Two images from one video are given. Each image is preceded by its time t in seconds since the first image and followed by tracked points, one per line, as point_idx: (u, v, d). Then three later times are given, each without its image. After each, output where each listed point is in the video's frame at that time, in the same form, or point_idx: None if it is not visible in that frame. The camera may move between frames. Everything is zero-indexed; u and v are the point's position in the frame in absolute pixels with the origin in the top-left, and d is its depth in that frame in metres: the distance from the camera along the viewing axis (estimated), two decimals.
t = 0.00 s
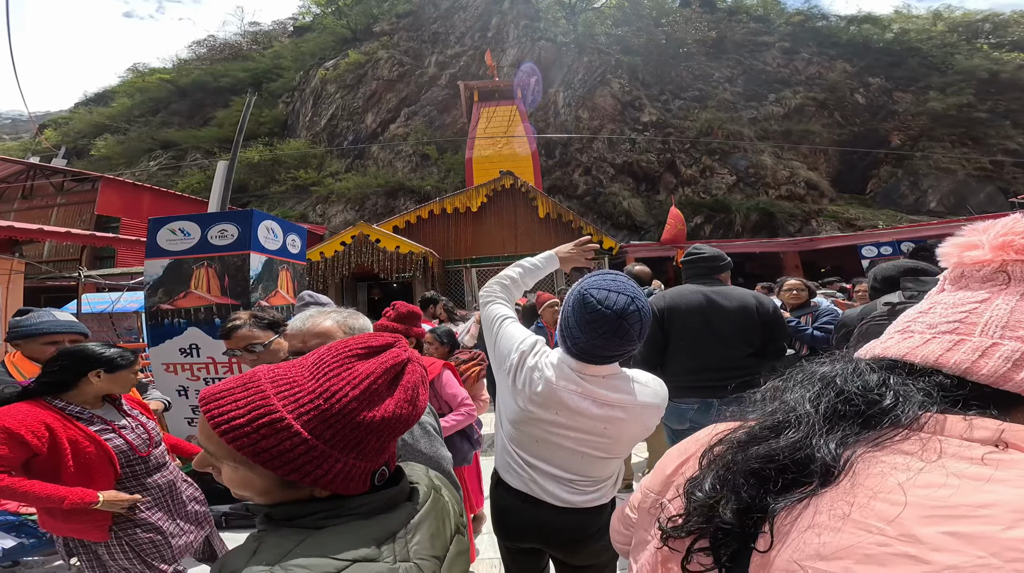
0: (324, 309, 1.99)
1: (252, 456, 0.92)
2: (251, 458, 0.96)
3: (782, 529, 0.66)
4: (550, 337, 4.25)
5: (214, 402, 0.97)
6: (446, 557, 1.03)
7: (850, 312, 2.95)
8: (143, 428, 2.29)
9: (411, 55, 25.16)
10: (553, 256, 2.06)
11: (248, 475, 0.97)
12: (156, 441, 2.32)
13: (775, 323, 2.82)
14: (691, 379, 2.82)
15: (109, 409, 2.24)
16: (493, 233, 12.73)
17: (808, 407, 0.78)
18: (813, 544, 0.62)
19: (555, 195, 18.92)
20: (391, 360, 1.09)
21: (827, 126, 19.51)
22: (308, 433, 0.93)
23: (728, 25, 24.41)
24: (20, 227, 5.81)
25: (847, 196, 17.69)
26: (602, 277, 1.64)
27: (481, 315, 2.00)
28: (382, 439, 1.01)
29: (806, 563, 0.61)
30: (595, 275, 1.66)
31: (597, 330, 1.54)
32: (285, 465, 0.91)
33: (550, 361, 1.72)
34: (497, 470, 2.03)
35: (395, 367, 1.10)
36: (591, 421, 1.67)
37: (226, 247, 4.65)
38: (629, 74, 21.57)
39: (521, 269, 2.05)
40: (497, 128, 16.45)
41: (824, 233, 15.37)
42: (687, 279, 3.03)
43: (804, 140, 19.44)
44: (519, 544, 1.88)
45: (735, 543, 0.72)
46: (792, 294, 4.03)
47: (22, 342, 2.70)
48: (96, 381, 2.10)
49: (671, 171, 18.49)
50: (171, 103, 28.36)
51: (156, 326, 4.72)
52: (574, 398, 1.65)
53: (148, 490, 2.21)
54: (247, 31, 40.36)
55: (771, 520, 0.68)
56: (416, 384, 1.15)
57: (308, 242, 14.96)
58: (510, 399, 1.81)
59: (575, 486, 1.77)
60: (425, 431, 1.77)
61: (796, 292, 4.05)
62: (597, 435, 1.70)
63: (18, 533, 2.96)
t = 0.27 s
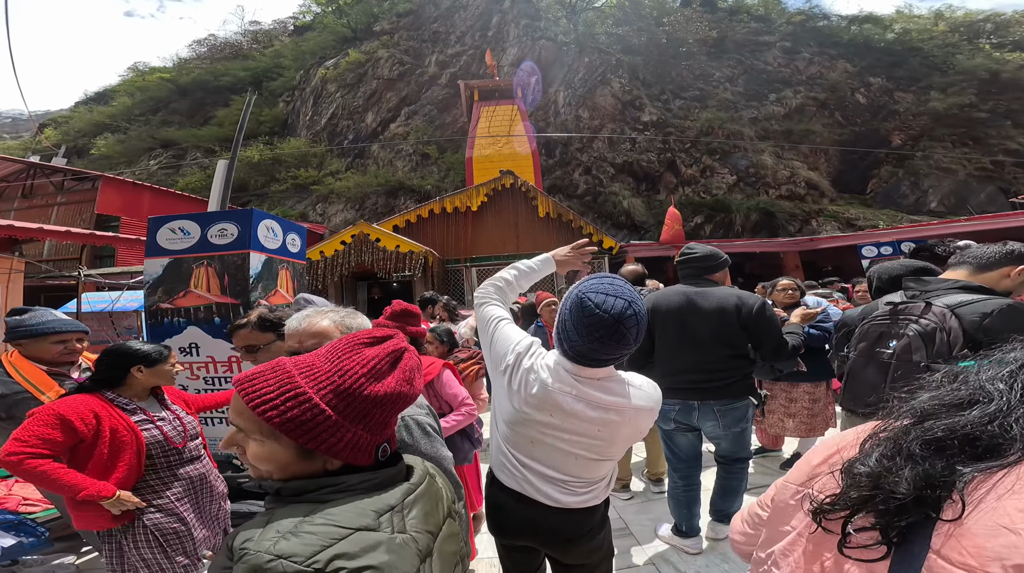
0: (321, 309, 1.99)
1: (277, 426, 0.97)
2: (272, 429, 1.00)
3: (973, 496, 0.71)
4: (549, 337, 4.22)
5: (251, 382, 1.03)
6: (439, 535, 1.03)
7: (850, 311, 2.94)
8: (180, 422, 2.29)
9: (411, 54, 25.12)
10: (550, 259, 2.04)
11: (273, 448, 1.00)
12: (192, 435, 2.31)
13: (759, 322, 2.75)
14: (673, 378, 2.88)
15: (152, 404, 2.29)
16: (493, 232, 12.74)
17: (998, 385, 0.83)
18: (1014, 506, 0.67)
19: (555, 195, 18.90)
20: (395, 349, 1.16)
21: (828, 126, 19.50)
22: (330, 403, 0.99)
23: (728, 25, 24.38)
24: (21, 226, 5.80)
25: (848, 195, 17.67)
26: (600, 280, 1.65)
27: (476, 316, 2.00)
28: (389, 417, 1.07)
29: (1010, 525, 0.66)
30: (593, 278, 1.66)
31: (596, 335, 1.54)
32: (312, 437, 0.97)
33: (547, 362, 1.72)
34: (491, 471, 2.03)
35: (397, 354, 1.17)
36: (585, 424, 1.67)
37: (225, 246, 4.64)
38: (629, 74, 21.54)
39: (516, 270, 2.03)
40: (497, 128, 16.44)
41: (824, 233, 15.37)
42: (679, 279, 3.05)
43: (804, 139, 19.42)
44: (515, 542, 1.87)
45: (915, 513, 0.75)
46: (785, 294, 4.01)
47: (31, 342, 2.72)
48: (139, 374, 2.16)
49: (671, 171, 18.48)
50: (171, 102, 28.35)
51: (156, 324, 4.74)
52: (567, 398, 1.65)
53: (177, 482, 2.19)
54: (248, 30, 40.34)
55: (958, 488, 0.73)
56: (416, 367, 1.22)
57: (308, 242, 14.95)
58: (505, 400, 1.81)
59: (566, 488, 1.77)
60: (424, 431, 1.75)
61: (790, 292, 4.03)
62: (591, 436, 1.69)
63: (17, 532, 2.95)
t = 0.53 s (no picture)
0: (318, 310, 1.98)
1: (277, 418, 0.97)
2: (273, 419, 1.00)
3: None
4: (548, 337, 4.22)
5: (253, 376, 1.02)
6: (435, 529, 1.02)
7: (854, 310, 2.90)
8: (219, 412, 2.36)
9: (411, 54, 25.11)
10: (548, 259, 2.03)
11: (276, 439, 1.00)
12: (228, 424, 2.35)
13: (765, 321, 2.73)
14: (676, 377, 2.90)
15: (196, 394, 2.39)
16: (493, 232, 12.73)
17: None
18: None
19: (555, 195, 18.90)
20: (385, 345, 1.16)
21: (829, 126, 19.48)
22: (327, 394, 1.00)
23: (729, 24, 24.37)
24: (21, 225, 5.80)
25: (848, 195, 17.66)
26: (603, 285, 1.65)
27: (472, 316, 1.99)
28: (379, 410, 1.06)
29: None
30: (597, 283, 1.65)
31: (600, 340, 1.54)
32: (308, 425, 0.97)
33: (546, 365, 1.72)
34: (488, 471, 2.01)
35: (386, 350, 1.16)
36: (584, 427, 1.67)
37: (225, 245, 4.64)
38: (630, 73, 21.53)
39: (514, 271, 2.04)
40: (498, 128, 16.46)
41: (824, 233, 15.36)
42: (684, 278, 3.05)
43: (805, 139, 19.41)
44: (513, 541, 1.86)
45: None
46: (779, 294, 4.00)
47: (54, 339, 2.71)
48: (179, 366, 2.29)
49: (671, 171, 18.49)
50: (172, 101, 28.37)
51: (155, 323, 4.75)
52: (567, 402, 1.65)
53: (205, 466, 2.18)
54: (249, 29, 40.35)
55: None
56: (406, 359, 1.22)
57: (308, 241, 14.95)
58: (504, 401, 1.80)
59: (563, 488, 1.77)
60: (425, 432, 1.75)
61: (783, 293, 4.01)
62: (589, 438, 1.69)
63: (16, 531, 2.94)
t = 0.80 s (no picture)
0: (321, 306, 1.99)
1: (233, 426, 0.94)
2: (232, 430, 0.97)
3: None
4: (547, 336, 4.22)
5: (213, 383, 1.00)
6: (419, 557, 0.98)
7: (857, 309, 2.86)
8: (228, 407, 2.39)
9: (412, 54, 25.12)
10: (546, 259, 2.02)
11: (235, 448, 0.99)
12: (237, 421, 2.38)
13: (774, 320, 2.78)
14: (682, 376, 2.90)
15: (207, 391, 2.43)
16: (494, 232, 12.73)
17: None
18: None
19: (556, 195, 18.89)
20: (367, 350, 1.08)
21: (830, 126, 19.47)
22: (289, 404, 0.95)
23: (730, 24, 24.39)
24: (21, 225, 5.80)
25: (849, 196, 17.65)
26: (605, 284, 1.65)
27: (469, 315, 1.98)
28: (354, 420, 1.00)
29: None
30: (598, 283, 1.66)
31: (602, 339, 1.53)
32: (266, 434, 0.94)
33: (546, 365, 1.72)
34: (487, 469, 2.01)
35: (367, 355, 1.08)
36: (582, 427, 1.67)
37: (226, 245, 4.65)
38: (630, 73, 21.52)
39: (511, 270, 2.03)
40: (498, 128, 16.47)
41: (825, 234, 15.36)
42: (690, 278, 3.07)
43: (806, 140, 19.40)
44: (512, 540, 1.87)
45: None
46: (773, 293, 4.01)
47: (50, 338, 2.72)
48: (193, 365, 2.34)
49: (672, 171, 18.49)
50: (173, 100, 28.40)
51: (155, 323, 4.75)
52: (568, 402, 1.65)
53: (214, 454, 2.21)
54: (249, 29, 40.37)
55: None
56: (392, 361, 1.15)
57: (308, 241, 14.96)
58: (502, 401, 1.79)
59: (563, 488, 1.77)
60: (424, 431, 1.75)
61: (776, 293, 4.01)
62: (588, 437, 1.69)
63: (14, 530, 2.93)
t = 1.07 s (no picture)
0: (321, 309, 1.98)
1: (152, 442, 0.87)
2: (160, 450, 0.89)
3: None
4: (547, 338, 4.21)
5: (131, 400, 0.91)
6: None
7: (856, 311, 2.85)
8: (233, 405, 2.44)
9: (413, 55, 25.17)
10: (542, 264, 2.01)
11: (167, 466, 0.90)
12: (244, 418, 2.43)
13: (762, 323, 2.90)
14: (677, 378, 2.90)
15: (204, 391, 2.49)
16: (493, 234, 12.72)
17: None
18: None
19: (556, 196, 18.91)
20: (307, 355, 0.94)
21: (829, 128, 19.48)
22: (212, 420, 0.86)
23: (730, 26, 24.43)
24: (21, 225, 5.80)
25: (848, 197, 17.67)
26: (601, 284, 1.66)
27: (464, 320, 1.98)
28: (290, 436, 0.87)
29: None
30: (594, 282, 1.67)
31: (600, 337, 1.54)
32: (189, 446, 0.85)
33: (543, 369, 1.72)
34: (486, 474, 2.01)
35: (311, 359, 0.94)
36: (580, 430, 1.67)
37: (225, 245, 4.65)
38: (630, 75, 21.55)
39: (506, 276, 2.03)
40: (498, 129, 16.51)
41: (825, 235, 15.37)
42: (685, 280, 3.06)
43: (805, 142, 19.43)
44: (509, 543, 1.88)
45: None
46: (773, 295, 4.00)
47: (37, 339, 2.72)
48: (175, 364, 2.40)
49: (672, 173, 18.51)
50: (174, 101, 28.51)
51: (153, 323, 4.75)
52: (565, 406, 1.65)
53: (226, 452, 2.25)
54: (251, 29, 40.44)
55: None
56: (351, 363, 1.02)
57: (308, 242, 14.95)
58: (499, 405, 1.79)
59: (560, 492, 1.77)
60: (418, 438, 1.70)
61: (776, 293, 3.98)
62: (584, 440, 1.69)
63: (11, 530, 2.89)
